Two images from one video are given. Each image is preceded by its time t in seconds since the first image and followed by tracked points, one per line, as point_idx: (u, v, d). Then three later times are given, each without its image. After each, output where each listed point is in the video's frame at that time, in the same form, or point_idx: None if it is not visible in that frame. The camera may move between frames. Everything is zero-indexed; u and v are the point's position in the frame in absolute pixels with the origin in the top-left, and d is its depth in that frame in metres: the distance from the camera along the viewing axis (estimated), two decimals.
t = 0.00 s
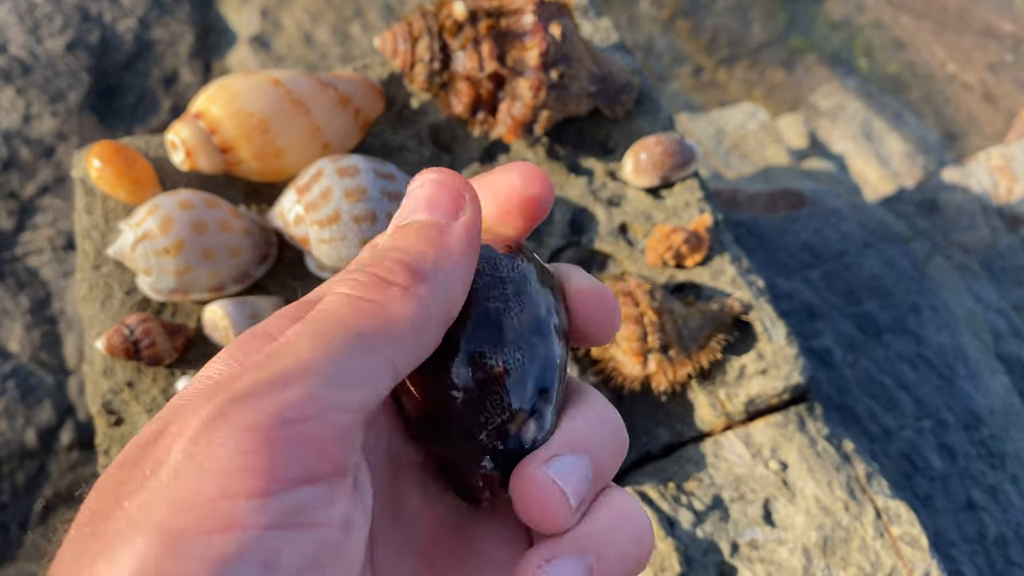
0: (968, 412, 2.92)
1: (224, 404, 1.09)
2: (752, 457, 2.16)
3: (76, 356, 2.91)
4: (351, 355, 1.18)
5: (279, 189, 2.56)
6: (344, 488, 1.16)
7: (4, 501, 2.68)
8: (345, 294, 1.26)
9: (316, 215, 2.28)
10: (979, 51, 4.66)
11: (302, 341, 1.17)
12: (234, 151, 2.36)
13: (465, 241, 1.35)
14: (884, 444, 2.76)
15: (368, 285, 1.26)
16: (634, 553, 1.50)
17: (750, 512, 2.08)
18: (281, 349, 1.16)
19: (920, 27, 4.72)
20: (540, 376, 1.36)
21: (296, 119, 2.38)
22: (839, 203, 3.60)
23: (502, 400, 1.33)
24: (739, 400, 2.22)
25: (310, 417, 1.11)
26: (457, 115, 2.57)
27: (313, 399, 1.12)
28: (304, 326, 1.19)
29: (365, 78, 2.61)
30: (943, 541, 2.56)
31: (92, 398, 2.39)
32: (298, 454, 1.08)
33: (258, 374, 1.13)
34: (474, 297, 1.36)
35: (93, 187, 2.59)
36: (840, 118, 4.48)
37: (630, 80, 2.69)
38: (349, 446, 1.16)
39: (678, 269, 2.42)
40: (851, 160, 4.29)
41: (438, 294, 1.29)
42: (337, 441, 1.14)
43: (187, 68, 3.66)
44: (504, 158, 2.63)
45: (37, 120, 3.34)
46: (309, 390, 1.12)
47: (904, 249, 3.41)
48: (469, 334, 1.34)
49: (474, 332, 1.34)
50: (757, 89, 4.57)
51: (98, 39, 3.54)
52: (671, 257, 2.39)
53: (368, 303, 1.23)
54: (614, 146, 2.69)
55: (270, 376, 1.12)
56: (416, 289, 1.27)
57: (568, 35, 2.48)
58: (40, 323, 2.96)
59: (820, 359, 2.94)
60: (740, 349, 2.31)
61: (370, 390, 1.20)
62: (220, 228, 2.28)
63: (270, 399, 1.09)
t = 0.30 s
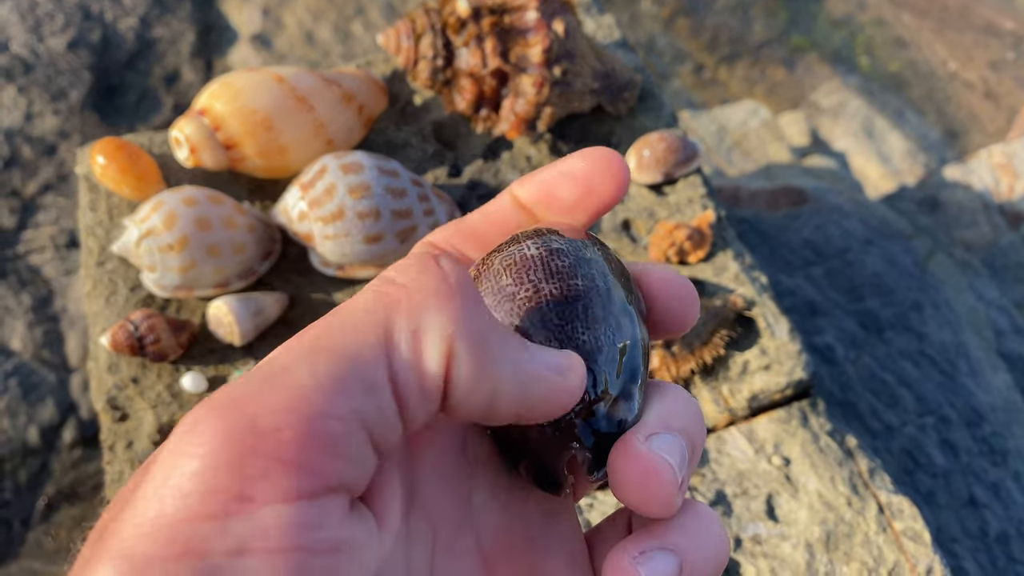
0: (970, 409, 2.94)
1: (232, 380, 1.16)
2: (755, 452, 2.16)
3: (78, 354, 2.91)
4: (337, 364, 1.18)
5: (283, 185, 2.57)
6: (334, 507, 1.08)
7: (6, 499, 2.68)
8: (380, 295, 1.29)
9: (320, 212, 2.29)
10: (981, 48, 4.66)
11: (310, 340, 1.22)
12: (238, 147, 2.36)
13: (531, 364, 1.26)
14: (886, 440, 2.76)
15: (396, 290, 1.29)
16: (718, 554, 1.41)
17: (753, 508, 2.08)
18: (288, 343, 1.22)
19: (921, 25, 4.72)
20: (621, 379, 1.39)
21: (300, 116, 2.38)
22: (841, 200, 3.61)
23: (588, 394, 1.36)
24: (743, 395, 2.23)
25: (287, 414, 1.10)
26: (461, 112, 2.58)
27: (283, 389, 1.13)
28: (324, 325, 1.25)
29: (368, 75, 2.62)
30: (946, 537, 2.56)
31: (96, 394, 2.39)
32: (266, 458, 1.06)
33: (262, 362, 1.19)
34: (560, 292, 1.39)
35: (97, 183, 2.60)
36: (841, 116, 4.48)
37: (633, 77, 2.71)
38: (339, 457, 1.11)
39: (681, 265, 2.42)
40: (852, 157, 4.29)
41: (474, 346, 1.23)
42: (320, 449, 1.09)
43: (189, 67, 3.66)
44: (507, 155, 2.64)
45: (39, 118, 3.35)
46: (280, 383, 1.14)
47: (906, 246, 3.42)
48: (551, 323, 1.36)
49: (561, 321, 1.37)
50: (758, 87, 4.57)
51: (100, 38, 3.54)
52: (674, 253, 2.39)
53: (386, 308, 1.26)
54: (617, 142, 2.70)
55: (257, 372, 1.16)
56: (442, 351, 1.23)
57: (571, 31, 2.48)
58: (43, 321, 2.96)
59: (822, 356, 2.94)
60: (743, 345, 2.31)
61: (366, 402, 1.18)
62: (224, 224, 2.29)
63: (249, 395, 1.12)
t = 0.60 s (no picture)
0: (972, 408, 2.93)
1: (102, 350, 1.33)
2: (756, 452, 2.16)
3: (77, 353, 2.91)
4: (205, 315, 1.34)
5: (282, 184, 2.56)
6: (220, 446, 1.23)
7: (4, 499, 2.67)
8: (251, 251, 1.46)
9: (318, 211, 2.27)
10: (983, 47, 4.65)
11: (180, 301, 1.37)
12: (237, 146, 2.35)
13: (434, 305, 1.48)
14: (888, 440, 2.75)
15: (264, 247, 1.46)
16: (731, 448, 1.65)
17: (754, 508, 2.07)
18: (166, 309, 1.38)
19: (923, 23, 4.70)
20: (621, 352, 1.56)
21: (299, 114, 2.37)
22: (842, 199, 3.60)
23: (579, 374, 1.56)
24: (743, 396, 2.23)
25: (157, 356, 1.24)
26: (460, 111, 2.57)
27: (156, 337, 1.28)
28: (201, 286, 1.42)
29: (367, 73, 2.60)
30: (948, 537, 2.54)
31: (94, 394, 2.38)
32: (138, 399, 1.20)
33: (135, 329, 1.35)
34: (565, 275, 1.54)
35: (95, 182, 2.59)
36: (842, 115, 4.47)
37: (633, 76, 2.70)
38: (213, 395, 1.25)
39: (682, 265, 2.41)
40: (854, 157, 4.27)
41: (347, 282, 1.42)
42: (188, 390, 1.23)
43: (188, 65, 3.64)
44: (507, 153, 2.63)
45: (37, 117, 3.34)
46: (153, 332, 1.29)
47: (908, 245, 3.41)
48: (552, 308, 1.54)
49: (559, 309, 1.54)
50: (759, 85, 4.56)
51: (98, 36, 3.53)
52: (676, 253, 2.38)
53: (257, 263, 1.43)
54: (617, 142, 2.69)
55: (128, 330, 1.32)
56: (344, 308, 1.41)
57: (571, 29, 2.47)
58: (43, 320, 2.96)
59: (823, 355, 2.91)
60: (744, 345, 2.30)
61: (242, 345, 1.33)
62: (222, 223, 2.27)
63: (125, 347, 1.26)
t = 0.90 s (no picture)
0: (969, 410, 2.93)
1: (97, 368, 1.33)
2: (753, 455, 2.15)
3: (74, 354, 2.90)
4: (213, 344, 1.34)
5: (277, 186, 2.55)
6: (212, 476, 1.26)
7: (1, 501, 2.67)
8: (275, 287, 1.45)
9: (313, 213, 2.27)
10: (982, 46, 4.65)
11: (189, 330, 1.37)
12: (231, 148, 2.35)
13: (475, 265, 1.48)
14: (885, 441, 2.74)
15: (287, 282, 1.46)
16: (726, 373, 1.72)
17: (750, 511, 2.06)
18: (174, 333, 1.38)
19: (922, 22, 4.69)
20: (657, 264, 1.59)
21: (293, 116, 2.37)
22: (841, 199, 3.59)
23: (625, 288, 1.57)
24: (740, 398, 2.22)
25: (164, 383, 1.27)
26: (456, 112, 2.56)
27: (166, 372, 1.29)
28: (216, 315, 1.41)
29: (363, 75, 2.59)
30: (944, 538, 2.53)
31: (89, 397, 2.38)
32: (136, 426, 1.23)
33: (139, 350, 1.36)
34: (595, 193, 1.58)
35: (89, 185, 2.58)
36: (841, 114, 4.46)
37: (630, 77, 2.70)
38: (211, 427, 1.27)
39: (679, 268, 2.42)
40: (852, 157, 4.27)
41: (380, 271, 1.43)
42: (189, 419, 1.26)
43: (185, 65, 3.63)
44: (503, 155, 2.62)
45: (35, 117, 3.34)
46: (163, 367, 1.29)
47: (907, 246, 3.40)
48: (588, 221, 1.56)
49: (596, 228, 1.56)
50: (758, 85, 4.55)
51: (95, 37, 3.52)
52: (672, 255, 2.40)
53: (282, 295, 1.42)
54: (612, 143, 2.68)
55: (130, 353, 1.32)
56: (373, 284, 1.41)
57: (567, 30, 2.46)
58: (40, 321, 2.95)
59: (821, 357, 2.90)
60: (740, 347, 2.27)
61: (256, 377, 1.34)
62: (217, 226, 2.27)
63: (130, 366, 1.29)
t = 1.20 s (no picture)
0: (967, 413, 2.92)
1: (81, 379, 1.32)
2: (749, 461, 2.14)
3: (69, 356, 2.88)
4: (193, 347, 1.33)
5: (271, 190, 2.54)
6: (198, 480, 1.25)
7: None
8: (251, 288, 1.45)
9: (306, 217, 2.25)
10: (980, 47, 4.65)
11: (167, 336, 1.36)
12: (224, 151, 2.33)
13: (447, 249, 1.49)
14: (883, 444, 2.73)
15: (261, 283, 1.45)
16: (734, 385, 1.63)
17: (746, 517, 2.05)
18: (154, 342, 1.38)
19: (920, 23, 4.69)
20: (635, 268, 1.57)
21: (287, 120, 2.35)
22: (839, 200, 3.58)
23: (599, 286, 1.55)
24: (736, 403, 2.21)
25: (144, 387, 1.26)
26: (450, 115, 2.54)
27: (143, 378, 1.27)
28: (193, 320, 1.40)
29: (357, 78, 2.58)
30: (944, 541, 2.51)
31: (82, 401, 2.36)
32: (118, 430, 1.22)
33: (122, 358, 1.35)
34: (580, 187, 1.57)
35: (82, 188, 2.57)
36: (840, 115, 4.44)
37: (624, 80, 2.69)
38: (196, 431, 1.26)
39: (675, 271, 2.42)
40: (850, 158, 4.27)
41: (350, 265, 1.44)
42: (172, 423, 1.24)
43: (182, 65, 3.62)
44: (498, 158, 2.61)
45: (31, 118, 3.32)
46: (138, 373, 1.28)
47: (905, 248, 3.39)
48: (569, 211, 1.55)
49: (578, 223, 1.55)
50: (756, 86, 4.54)
51: (92, 37, 3.51)
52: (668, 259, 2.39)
53: (259, 296, 1.42)
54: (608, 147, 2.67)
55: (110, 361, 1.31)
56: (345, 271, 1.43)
57: (562, 34, 2.45)
58: (35, 322, 2.93)
59: (819, 359, 2.89)
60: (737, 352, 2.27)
61: (236, 378, 1.33)
62: (209, 230, 2.26)
63: (113, 374, 1.28)
